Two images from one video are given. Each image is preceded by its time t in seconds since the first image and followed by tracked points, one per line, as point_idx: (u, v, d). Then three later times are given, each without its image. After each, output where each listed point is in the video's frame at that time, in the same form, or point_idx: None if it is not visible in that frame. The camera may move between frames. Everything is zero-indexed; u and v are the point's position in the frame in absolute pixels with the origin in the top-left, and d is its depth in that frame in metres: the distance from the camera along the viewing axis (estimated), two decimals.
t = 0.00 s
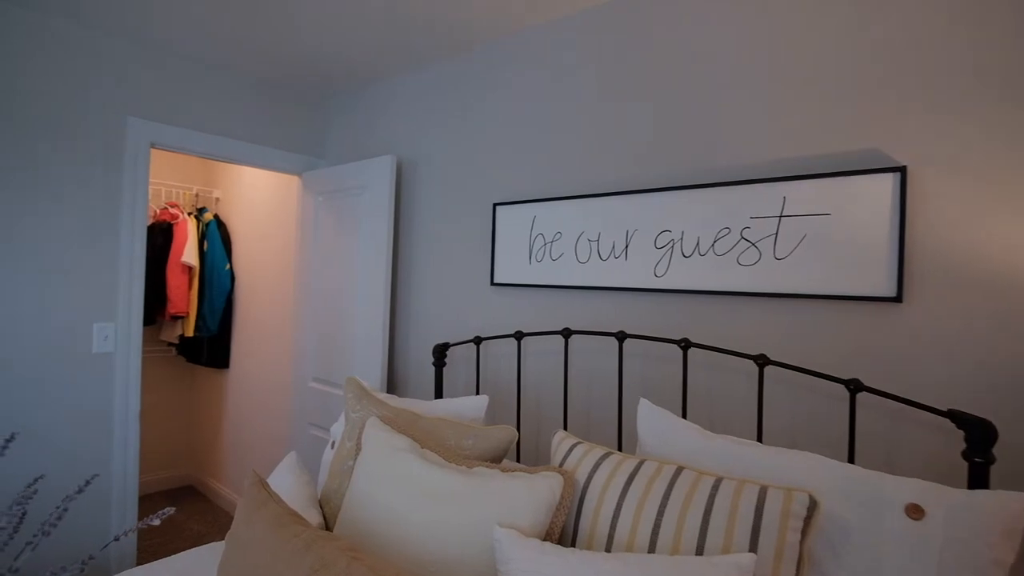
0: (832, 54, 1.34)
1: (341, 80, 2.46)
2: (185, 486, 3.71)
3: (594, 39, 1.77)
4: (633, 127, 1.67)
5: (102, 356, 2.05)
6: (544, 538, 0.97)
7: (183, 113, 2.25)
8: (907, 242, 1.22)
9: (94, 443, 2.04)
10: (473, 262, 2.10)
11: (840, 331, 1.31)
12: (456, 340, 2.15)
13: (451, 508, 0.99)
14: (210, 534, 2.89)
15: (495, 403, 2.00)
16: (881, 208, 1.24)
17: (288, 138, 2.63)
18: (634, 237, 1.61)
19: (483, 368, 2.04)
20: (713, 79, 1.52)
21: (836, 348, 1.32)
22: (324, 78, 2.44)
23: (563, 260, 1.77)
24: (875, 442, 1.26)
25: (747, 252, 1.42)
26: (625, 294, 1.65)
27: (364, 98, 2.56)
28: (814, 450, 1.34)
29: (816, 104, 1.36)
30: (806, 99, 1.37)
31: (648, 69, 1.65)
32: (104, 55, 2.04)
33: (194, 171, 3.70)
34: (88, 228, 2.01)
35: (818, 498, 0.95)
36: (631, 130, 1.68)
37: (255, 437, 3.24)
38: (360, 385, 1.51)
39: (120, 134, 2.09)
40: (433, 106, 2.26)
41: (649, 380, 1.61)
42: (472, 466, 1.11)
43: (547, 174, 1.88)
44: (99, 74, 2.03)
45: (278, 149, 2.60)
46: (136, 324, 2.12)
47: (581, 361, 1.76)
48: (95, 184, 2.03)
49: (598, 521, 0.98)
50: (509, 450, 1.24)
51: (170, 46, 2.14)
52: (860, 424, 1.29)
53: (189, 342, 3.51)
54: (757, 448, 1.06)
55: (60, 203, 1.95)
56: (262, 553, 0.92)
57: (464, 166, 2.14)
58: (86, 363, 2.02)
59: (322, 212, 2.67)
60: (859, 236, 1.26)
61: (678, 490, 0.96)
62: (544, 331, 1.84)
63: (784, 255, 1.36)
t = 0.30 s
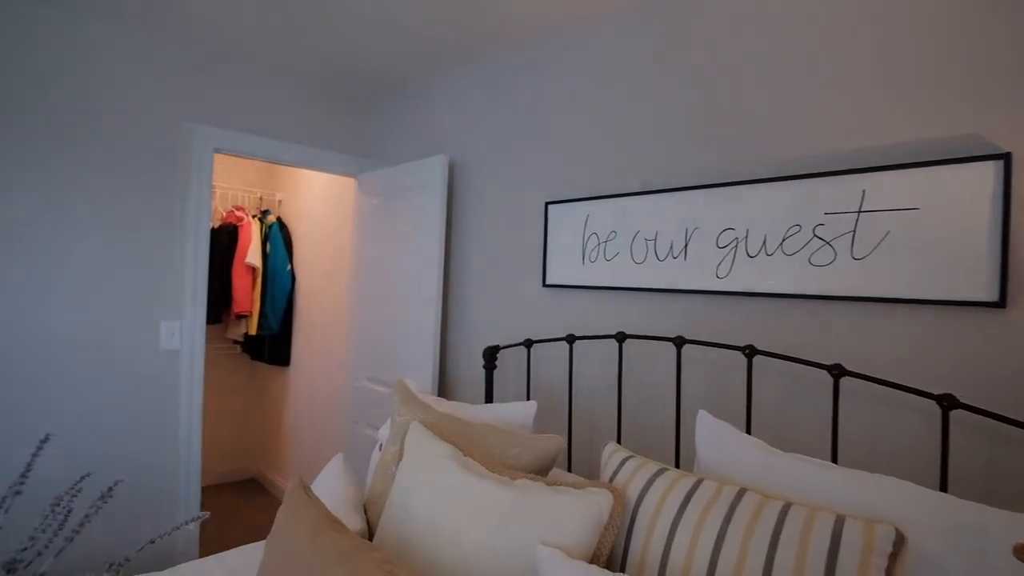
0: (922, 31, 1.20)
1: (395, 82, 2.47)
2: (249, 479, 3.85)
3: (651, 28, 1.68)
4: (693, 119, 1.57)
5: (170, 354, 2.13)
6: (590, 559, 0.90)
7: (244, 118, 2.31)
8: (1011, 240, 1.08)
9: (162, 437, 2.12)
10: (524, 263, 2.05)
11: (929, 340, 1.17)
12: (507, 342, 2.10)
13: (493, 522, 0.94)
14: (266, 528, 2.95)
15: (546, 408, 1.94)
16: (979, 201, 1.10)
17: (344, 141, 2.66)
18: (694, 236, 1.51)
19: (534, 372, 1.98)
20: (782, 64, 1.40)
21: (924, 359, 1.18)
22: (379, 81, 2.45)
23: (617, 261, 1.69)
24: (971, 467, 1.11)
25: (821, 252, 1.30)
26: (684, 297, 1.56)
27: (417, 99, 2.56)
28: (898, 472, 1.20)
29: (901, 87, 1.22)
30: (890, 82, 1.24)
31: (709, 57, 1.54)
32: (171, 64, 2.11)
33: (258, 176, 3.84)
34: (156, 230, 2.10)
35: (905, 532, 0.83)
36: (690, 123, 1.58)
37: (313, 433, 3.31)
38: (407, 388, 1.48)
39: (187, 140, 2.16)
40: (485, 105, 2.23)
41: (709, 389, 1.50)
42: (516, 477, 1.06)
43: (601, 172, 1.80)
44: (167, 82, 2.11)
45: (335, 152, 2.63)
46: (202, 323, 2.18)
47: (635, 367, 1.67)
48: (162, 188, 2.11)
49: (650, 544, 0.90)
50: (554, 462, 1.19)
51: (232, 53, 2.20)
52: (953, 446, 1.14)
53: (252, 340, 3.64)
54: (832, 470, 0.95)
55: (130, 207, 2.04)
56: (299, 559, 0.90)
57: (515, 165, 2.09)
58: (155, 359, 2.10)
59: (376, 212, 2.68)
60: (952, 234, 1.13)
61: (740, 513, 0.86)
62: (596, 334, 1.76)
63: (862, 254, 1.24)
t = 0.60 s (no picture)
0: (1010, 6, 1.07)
1: (441, 85, 2.46)
2: (301, 476, 3.95)
3: (703, 18, 1.60)
4: (747, 113, 1.48)
5: (222, 355, 2.21)
6: None
7: (293, 124, 2.36)
8: None
9: (213, 435, 2.19)
10: (569, 266, 1.99)
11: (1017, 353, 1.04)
12: (551, 347, 2.06)
13: (526, 539, 0.90)
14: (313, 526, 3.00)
15: (591, 415, 1.88)
16: None
17: (391, 145, 2.68)
18: (748, 236, 1.42)
19: (579, 378, 1.93)
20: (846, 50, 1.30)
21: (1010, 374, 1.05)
22: (424, 84, 2.45)
23: (665, 263, 1.62)
24: None
25: (888, 253, 1.19)
26: (737, 302, 1.47)
27: (463, 101, 2.54)
28: (980, 500, 1.07)
29: (983, 71, 1.10)
30: (970, 66, 1.12)
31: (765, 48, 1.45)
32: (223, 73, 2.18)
33: (312, 180, 3.94)
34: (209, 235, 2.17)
35: (989, 570, 0.73)
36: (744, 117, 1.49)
37: (360, 433, 3.35)
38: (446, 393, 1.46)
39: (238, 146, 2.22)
40: (530, 105, 2.19)
41: (764, 400, 1.41)
42: (552, 490, 1.01)
43: (648, 170, 1.73)
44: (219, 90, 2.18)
45: (383, 155, 2.65)
46: (252, 325, 2.25)
47: (685, 375, 1.59)
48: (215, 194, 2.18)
49: (693, 569, 0.84)
50: (595, 475, 1.14)
51: (281, 61, 2.25)
52: None
53: (305, 340, 3.73)
54: (902, 496, 0.86)
55: (185, 212, 2.12)
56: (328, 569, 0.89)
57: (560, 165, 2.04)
58: (208, 360, 2.17)
59: (422, 215, 2.69)
60: None
61: (794, 541, 0.78)
62: (643, 340, 1.69)
63: (937, 256, 1.12)
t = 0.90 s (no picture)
0: None
1: (485, 87, 2.46)
2: (351, 474, 4.03)
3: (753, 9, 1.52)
4: (802, 106, 1.40)
5: (275, 356, 2.28)
6: None
7: (341, 130, 2.41)
8: None
9: (265, 433, 2.26)
10: (614, 268, 1.95)
11: None
12: (595, 351, 2.01)
13: (556, 553, 0.86)
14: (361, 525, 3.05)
15: (636, 422, 1.82)
16: None
17: (437, 147, 2.70)
18: (803, 237, 1.35)
19: (623, 384, 1.87)
20: (911, 37, 1.20)
21: None
22: (469, 86, 2.45)
23: (714, 265, 1.54)
24: None
25: (960, 254, 1.10)
26: (791, 306, 1.38)
27: (508, 103, 2.53)
28: None
29: None
30: None
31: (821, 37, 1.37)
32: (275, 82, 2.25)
33: (362, 185, 4.03)
34: (263, 239, 2.24)
35: None
36: (798, 111, 1.40)
37: (408, 434, 3.39)
38: (483, 396, 1.44)
39: (291, 153, 2.29)
40: (574, 105, 2.15)
41: (820, 411, 1.32)
42: (585, 505, 0.97)
43: (696, 168, 1.66)
44: (271, 100, 2.25)
45: (429, 159, 2.67)
46: (302, 327, 2.31)
47: (734, 383, 1.51)
48: (267, 199, 2.25)
49: None
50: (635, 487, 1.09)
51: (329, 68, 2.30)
52: None
53: (355, 341, 3.81)
54: (974, 524, 0.77)
55: (239, 217, 2.19)
56: None
57: (605, 165, 1.99)
58: (261, 360, 2.25)
59: (467, 217, 2.69)
60: None
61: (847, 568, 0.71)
62: (690, 345, 1.62)
63: (1016, 257, 1.03)
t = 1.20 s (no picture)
0: None
1: (531, 89, 2.46)
2: (401, 473, 4.11)
3: None
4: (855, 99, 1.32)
5: (326, 355, 2.36)
6: None
7: (389, 136, 2.47)
8: None
9: (316, 429, 2.34)
10: (658, 270, 1.90)
11: None
12: (640, 355, 1.97)
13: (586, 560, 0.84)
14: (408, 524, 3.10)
15: (681, 429, 1.77)
16: None
17: (484, 151, 2.71)
18: (859, 236, 1.27)
19: (668, 388, 1.82)
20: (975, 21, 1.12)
21: None
22: (514, 89, 2.46)
23: (765, 266, 1.48)
24: None
25: None
26: (846, 309, 1.31)
27: (553, 104, 2.53)
28: None
29: None
30: None
31: (876, 24, 1.29)
32: (326, 91, 2.34)
33: (414, 188, 4.11)
34: (316, 242, 2.33)
35: None
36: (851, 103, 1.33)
37: (456, 435, 3.43)
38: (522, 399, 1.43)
39: (342, 159, 2.37)
40: (619, 104, 2.12)
41: (877, 423, 1.24)
42: (617, 512, 0.94)
43: (744, 165, 1.60)
44: (323, 108, 2.33)
45: (476, 162, 2.70)
46: (353, 329, 2.39)
47: (784, 390, 1.44)
48: (318, 204, 2.33)
49: None
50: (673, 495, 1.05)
51: (377, 75, 2.36)
52: None
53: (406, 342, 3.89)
54: None
55: (292, 221, 2.29)
56: None
57: (649, 165, 1.95)
58: (313, 359, 2.33)
59: (513, 219, 2.69)
60: None
61: None
62: (738, 350, 1.56)
63: None
